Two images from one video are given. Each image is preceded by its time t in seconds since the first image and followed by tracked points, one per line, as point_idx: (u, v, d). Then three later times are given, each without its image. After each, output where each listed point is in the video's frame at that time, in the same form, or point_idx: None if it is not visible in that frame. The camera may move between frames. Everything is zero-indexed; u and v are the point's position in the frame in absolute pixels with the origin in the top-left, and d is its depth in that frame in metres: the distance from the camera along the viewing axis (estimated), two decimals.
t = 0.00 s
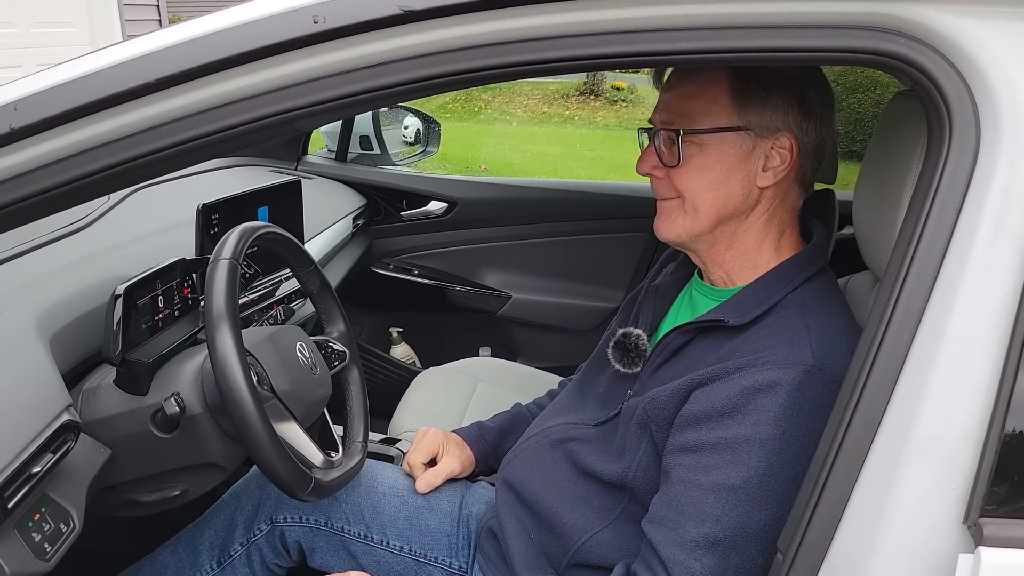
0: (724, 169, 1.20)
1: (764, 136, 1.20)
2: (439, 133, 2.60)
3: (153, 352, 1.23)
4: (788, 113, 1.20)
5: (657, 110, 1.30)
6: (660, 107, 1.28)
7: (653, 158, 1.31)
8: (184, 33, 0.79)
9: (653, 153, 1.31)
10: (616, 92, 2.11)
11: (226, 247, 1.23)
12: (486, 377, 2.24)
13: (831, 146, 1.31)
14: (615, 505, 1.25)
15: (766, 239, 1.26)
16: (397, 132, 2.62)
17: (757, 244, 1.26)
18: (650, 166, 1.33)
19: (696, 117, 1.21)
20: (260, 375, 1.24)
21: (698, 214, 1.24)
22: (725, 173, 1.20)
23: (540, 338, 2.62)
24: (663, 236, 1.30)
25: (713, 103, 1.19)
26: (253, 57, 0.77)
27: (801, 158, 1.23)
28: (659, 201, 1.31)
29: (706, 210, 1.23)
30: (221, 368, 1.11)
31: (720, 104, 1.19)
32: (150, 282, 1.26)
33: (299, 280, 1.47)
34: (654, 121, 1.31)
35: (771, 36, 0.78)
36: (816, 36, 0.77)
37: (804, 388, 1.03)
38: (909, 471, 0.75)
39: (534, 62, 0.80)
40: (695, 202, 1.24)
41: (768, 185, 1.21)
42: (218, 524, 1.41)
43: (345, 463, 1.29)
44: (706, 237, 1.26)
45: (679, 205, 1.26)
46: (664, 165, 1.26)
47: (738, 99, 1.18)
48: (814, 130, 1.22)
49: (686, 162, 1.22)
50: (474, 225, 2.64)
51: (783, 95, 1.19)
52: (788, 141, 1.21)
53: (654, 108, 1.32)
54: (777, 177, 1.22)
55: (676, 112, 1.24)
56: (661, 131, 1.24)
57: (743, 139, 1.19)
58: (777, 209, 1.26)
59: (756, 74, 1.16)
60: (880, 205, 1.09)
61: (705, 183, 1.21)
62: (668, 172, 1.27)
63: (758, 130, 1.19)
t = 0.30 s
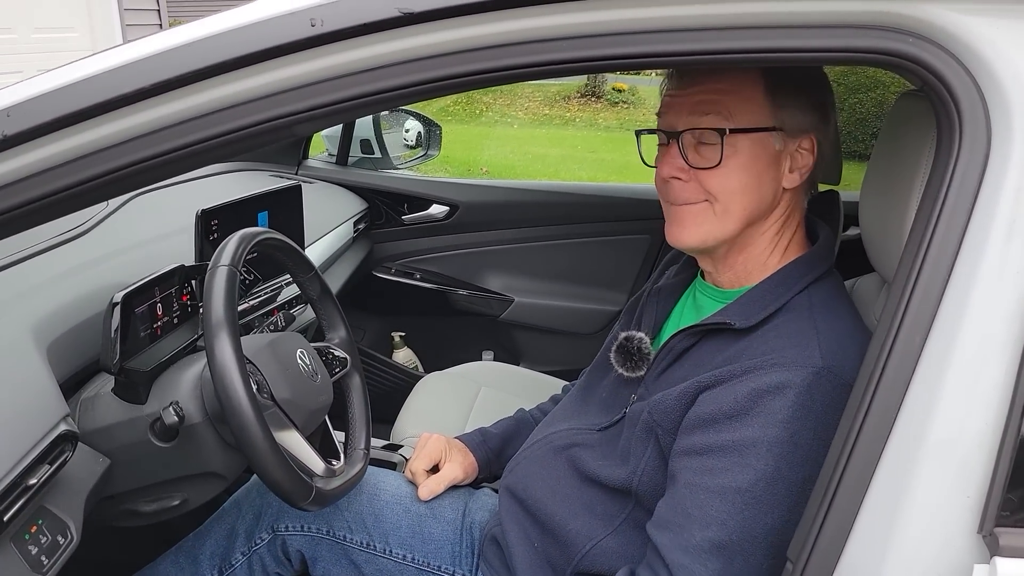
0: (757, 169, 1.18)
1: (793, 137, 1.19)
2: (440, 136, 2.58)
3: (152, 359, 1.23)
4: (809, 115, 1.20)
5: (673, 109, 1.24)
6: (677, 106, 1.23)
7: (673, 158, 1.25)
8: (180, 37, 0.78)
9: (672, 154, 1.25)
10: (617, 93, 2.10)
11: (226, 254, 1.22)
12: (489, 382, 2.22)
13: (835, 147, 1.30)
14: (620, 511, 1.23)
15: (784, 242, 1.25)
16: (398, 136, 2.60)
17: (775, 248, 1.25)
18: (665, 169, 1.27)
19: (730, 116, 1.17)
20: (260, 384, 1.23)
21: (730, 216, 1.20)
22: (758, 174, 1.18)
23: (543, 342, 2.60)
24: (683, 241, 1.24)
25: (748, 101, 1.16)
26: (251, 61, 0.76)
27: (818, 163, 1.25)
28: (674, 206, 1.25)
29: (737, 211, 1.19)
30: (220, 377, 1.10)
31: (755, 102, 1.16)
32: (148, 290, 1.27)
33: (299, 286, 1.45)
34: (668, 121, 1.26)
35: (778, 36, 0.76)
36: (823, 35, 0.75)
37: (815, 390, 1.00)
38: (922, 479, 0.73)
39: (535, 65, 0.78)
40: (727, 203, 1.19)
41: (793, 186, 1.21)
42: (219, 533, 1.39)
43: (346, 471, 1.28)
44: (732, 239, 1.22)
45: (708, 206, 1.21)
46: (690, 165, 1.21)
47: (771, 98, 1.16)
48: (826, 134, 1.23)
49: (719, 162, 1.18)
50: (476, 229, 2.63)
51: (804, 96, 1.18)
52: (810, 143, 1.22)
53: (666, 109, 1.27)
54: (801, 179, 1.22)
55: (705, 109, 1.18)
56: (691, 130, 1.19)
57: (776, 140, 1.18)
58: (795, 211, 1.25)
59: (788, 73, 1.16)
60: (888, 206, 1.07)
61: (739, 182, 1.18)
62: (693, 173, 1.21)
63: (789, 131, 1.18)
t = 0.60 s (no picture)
0: (789, 178, 1.16)
1: (821, 145, 1.18)
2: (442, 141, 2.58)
3: (151, 368, 1.23)
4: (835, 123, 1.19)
5: (706, 112, 1.19)
6: (711, 110, 1.18)
7: (708, 164, 1.20)
8: (179, 43, 0.76)
9: (705, 159, 1.20)
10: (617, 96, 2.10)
11: (226, 261, 1.21)
12: (492, 387, 2.21)
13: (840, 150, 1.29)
14: (625, 517, 1.21)
15: (803, 247, 1.25)
16: (399, 141, 2.59)
17: (797, 254, 1.24)
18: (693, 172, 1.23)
19: (769, 124, 1.13)
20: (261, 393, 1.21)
21: (764, 225, 1.18)
22: (790, 182, 1.17)
23: (546, 346, 2.59)
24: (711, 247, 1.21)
25: (785, 109, 1.13)
26: (251, 66, 0.75)
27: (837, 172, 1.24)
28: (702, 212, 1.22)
29: (768, 220, 1.18)
30: (221, 386, 1.09)
31: (792, 110, 1.13)
32: (148, 297, 1.26)
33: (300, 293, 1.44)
34: (699, 125, 1.20)
35: (788, 39, 0.75)
36: (832, 38, 0.74)
37: (827, 394, 0.98)
38: (935, 487, 0.72)
39: (538, 69, 0.77)
40: (761, 212, 1.17)
41: (816, 194, 1.21)
42: (221, 543, 1.38)
43: (349, 480, 1.26)
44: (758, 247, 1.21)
45: (741, 215, 1.18)
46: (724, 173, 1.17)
47: (805, 106, 1.14)
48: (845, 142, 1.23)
49: (755, 171, 1.15)
50: (478, 233, 2.61)
51: (831, 104, 1.17)
52: (832, 151, 1.22)
53: (695, 111, 1.21)
54: (823, 187, 1.22)
55: (743, 115, 1.14)
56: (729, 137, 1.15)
57: (807, 149, 1.16)
58: (814, 217, 1.25)
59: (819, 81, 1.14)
60: (896, 210, 1.06)
61: (773, 192, 1.16)
62: (728, 180, 1.18)
63: (819, 140, 1.17)
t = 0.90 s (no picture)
0: (797, 178, 1.15)
1: (828, 146, 1.17)
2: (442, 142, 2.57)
3: (151, 372, 1.22)
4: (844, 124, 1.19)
5: (713, 111, 1.18)
6: (719, 109, 1.17)
7: (715, 164, 1.18)
8: (177, 42, 0.75)
9: (712, 158, 1.19)
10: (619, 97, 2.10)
11: (226, 264, 1.19)
12: (494, 391, 2.19)
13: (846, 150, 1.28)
14: (628, 522, 1.20)
15: (809, 248, 1.24)
16: (400, 142, 2.58)
17: (803, 255, 1.23)
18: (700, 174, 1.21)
19: (777, 123, 1.12)
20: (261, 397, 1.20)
21: (772, 225, 1.16)
22: (798, 183, 1.15)
23: (548, 348, 2.58)
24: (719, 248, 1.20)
25: (795, 109, 1.12)
26: (251, 65, 0.74)
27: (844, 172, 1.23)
28: (711, 212, 1.20)
29: (775, 220, 1.16)
30: (220, 390, 1.07)
31: (801, 110, 1.12)
32: (148, 300, 1.25)
33: (300, 296, 1.43)
34: (707, 124, 1.19)
35: (795, 37, 0.73)
36: (839, 36, 0.73)
37: (833, 398, 0.96)
38: (946, 492, 0.70)
39: (540, 68, 0.76)
40: (769, 212, 1.15)
41: (822, 196, 1.20)
42: (220, 549, 1.37)
43: (350, 485, 1.25)
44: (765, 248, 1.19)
45: (748, 215, 1.17)
46: (732, 173, 1.16)
47: (814, 106, 1.13)
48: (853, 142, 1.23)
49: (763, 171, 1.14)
50: (479, 235, 2.60)
51: (840, 104, 1.17)
52: (839, 152, 1.21)
53: (701, 111, 1.20)
54: (829, 188, 1.21)
55: (751, 114, 1.13)
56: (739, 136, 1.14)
57: (815, 150, 1.15)
58: (820, 219, 1.24)
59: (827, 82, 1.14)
60: (903, 211, 1.05)
61: (780, 192, 1.15)
62: (736, 180, 1.16)
63: (827, 141, 1.16)
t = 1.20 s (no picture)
0: (773, 187, 1.14)
1: (808, 147, 1.15)
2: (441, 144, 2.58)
3: (146, 376, 1.21)
4: (823, 121, 1.16)
5: (680, 133, 1.19)
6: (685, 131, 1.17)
7: (688, 184, 1.20)
8: (173, 43, 0.75)
9: (686, 178, 1.20)
10: (618, 99, 2.08)
11: (223, 266, 1.19)
12: (493, 394, 2.18)
13: (847, 151, 1.27)
14: (627, 525, 1.19)
15: (804, 248, 1.22)
16: (398, 143, 2.59)
17: (797, 257, 1.21)
18: (678, 196, 1.22)
19: (741, 136, 1.11)
20: (259, 400, 1.20)
21: (753, 237, 1.16)
22: (776, 190, 1.14)
23: (547, 350, 2.57)
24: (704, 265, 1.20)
25: (759, 120, 1.10)
26: (248, 66, 0.73)
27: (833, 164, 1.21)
28: (693, 231, 1.21)
29: (757, 232, 1.16)
30: (217, 394, 1.07)
31: (767, 120, 1.11)
32: (144, 304, 1.24)
33: (299, 297, 1.43)
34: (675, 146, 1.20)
35: (798, 37, 0.72)
36: (842, 35, 0.72)
37: (834, 400, 0.96)
38: (950, 496, 0.70)
39: (539, 69, 0.75)
40: (748, 225, 1.15)
41: (809, 196, 1.18)
42: (218, 553, 1.36)
43: (348, 488, 1.24)
44: (752, 258, 1.19)
45: (728, 229, 1.17)
46: (705, 191, 1.17)
47: (783, 111, 1.11)
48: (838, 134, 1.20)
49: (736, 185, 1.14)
50: (478, 237, 2.60)
51: (818, 104, 1.15)
52: (824, 150, 1.18)
53: (671, 132, 1.21)
54: (816, 188, 1.19)
55: (711, 135, 1.13)
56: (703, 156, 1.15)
57: (791, 154, 1.13)
58: (812, 218, 1.22)
59: (795, 83, 1.11)
60: (904, 212, 1.04)
61: (757, 204, 1.14)
62: (710, 198, 1.17)
63: (802, 142, 1.14)
